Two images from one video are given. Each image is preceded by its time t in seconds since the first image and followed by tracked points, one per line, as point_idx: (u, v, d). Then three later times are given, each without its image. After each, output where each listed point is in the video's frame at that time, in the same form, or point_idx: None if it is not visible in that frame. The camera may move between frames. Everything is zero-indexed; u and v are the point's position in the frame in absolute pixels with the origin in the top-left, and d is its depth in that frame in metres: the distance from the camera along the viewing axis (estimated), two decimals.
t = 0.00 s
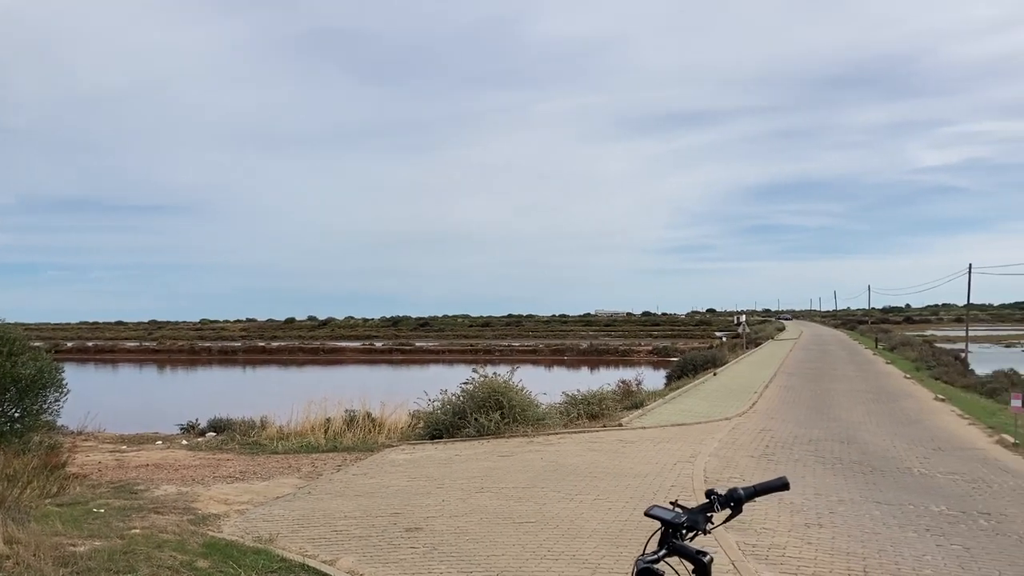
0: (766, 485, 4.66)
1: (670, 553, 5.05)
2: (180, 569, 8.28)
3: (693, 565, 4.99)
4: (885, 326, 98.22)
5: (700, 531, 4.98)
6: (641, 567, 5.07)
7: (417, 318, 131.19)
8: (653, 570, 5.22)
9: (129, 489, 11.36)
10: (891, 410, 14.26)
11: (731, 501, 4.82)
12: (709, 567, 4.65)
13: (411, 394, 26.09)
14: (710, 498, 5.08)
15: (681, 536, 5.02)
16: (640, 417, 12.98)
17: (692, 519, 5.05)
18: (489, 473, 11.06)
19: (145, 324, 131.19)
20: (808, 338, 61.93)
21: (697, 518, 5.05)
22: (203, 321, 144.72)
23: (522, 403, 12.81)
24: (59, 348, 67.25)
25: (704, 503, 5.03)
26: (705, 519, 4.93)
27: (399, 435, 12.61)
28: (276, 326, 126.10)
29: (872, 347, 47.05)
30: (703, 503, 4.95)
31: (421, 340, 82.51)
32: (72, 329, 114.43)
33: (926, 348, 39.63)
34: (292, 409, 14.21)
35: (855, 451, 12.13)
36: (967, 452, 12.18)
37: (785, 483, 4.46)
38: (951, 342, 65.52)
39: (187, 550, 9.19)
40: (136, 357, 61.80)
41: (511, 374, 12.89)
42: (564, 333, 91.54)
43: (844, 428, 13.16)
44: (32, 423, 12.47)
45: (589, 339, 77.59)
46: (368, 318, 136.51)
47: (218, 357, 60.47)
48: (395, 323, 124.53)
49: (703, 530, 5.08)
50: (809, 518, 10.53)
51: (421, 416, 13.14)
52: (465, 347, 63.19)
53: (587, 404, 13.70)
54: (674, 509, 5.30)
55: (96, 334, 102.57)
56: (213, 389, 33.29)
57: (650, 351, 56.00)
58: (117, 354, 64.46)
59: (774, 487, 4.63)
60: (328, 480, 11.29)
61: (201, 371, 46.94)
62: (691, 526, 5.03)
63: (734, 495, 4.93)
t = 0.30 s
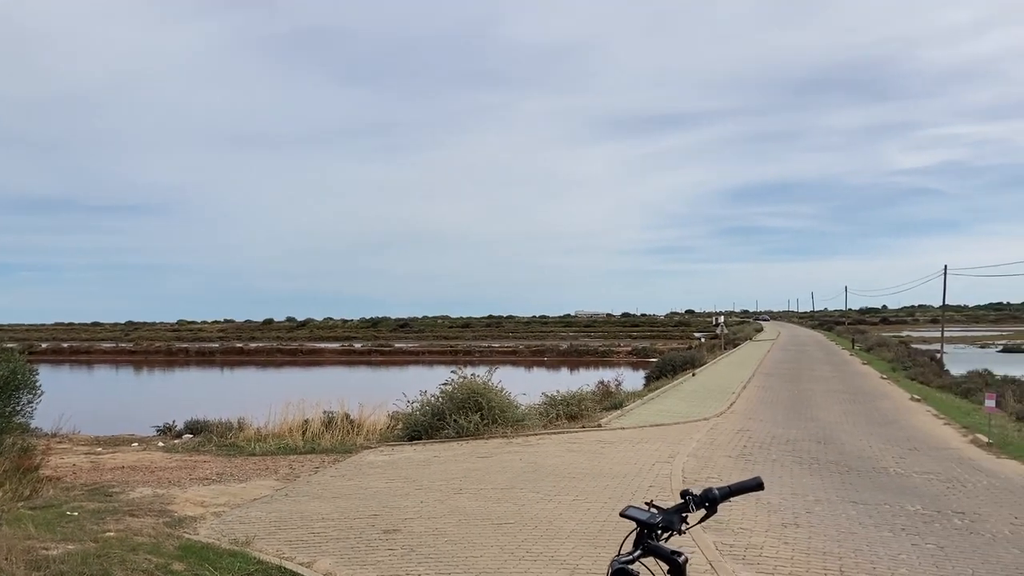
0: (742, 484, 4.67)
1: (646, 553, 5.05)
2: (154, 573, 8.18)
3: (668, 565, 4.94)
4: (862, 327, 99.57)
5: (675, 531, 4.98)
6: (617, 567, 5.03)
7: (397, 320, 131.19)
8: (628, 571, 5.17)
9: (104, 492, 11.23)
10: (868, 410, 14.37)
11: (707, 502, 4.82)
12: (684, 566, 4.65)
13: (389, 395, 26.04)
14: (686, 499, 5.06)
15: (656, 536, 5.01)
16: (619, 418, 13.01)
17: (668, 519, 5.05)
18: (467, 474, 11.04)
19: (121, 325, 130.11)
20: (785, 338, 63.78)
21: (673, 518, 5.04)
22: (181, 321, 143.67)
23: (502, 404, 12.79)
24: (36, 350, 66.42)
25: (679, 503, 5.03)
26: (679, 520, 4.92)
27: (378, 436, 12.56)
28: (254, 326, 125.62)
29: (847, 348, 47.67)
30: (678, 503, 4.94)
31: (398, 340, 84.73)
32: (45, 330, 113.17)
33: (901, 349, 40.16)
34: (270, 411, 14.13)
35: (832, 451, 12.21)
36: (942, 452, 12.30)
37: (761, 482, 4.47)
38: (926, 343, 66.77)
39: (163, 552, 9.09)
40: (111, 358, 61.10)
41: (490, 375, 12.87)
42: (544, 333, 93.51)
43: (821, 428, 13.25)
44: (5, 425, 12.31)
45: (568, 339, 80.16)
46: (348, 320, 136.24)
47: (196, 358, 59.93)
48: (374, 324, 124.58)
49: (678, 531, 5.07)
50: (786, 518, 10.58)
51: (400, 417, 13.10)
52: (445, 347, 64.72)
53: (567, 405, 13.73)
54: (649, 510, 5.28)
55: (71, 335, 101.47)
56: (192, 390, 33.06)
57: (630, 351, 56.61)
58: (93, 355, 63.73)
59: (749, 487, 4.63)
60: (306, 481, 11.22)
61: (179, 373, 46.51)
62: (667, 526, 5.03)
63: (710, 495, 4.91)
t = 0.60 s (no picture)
0: (719, 485, 4.77)
1: (624, 555, 5.01)
2: None
3: (646, 565, 4.92)
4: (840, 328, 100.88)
5: (655, 532, 5.00)
6: (596, 568, 5.02)
7: (377, 321, 131.11)
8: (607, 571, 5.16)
9: (80, 494, 11.12)
10: (846, 410, 14.50)
11: (685, 502, 4.89)
12: (662, 567, 4.65)
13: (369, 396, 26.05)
14: (665, 500, 5.11)
15: (635, 537, 5.02)
16: (599, 418, 13.03)
17: (647, 520, 5.07)
18: (447, 476, 11.02)
19: (98, 327, 128.97)
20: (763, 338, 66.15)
21: (652, 519, 5.06)
22: (160, 323, 142.55)
23: (482, 405, 12.78)
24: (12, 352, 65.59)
25: (658, 504, 5.06)
26: (659, 521, 4.96)
27: (357, 438, 12.52)
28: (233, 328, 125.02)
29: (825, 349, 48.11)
30: (657, 504, 4.97)
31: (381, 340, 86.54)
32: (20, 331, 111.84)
33: (878, 350, 40.62)
34: (249, 412, 14.05)
35: (810, 451, 12.29)
36: (919, 452, 12.41)
37: (740, 483, 4.53)
38: (902, 344, 67.88)
39: (139, 556, 9.02)
40: (88, 361, 60.32)
41: (470, 376, 12.85)
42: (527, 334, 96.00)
43: (799, 428, 13.35)
44: None
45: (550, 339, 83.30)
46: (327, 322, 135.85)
47: (174, 360, 59.41)
48: (354, 326, 124.38)
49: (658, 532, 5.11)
50: (764, 518, 10.63)
51: (380, 419, 13.06)
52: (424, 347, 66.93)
53: (547, 406, 13.74)
54: (626, 511, 5.27)
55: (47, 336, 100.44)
56: (172, 391, 32.80)
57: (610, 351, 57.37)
58: (69, 357, 62.95)
59: (727, 487, 4.71)
60: (285, 483, 11.17)
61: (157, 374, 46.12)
62: (645, 527, 5.04)
63: (689, 497, 5.00)
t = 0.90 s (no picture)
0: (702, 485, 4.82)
1: (605, 555, 5.05)
2: None
3: (627, 566, 4.94)
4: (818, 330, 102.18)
5: (635, 532, 5.02)
6: (577, 569, 5.04)
7: (359, 322, 130.76)
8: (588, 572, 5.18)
9: (57, 498, 11.00)
10: (827, 411, 14.60)
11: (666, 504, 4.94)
12: (644, 567, 4.69)
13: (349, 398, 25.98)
14: (646, 500, 5.15)
15: (616, 538, 5.05)
16: (581, 420, 13.05)
17: (628, 520, 5.10)
18: (429, 478, 10.97)
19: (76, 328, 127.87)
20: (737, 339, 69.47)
21: (633, 519, 5.09)
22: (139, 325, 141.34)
23: (464, 407, 12.75)
24: None
25: (640, 504, 5.07)
26: (639, 521, 4.99)
27: (338, 440, 12.46)
28: (213, 330, 124.24)
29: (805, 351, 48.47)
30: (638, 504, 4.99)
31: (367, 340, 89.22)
32: None
33: (857, 351, 41.02)
34: (229, 414, 13.97)
35: (791, 452, 12.34)
36: (898, 452, 12.51)
37: (722, 484, 4.66)
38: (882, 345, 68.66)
39: (117, 559, 8.93)
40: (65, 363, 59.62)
41: (453, 378, 12.83)
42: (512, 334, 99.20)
43: (780, 429, 13.42)
44: None
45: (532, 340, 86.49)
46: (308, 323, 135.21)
47: (153, 362, 58.93)
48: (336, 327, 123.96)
49: (638, 531, 5.12)
50: (745, 519, 10.67)
51: (361, 421, 13.01)
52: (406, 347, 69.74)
53: (529, 408, 13.75)
54: (608, 511, 5.30)
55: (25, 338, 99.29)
56: (153, 393, 32.55)
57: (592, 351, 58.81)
58: (47, 359, 62.20)
59: (707, 486, 4.78)
60: (265, 486, 11.09)
61: (136, 376, 45.76)
62: (627, 527, 5.07)
63: (669, 496, 5.00)
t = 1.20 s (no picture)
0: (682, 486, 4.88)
1: (587, 556, 5.06)
2: None
3: (609, 567, 4.92)
4: (798, 330, 103.08)
5: (617, 532, 5.06)
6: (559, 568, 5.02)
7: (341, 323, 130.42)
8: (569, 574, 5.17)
9: (35, 501, 10.90)
10: (807, 411, 14.70)
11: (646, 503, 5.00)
12: (626, 567, 4.70)
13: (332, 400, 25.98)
14: (628, 501, 5.20)
15: (599, 539, 5.08)
16: (564, 421, 13.06)
17: (610, 521, 5.14)
18: (410, 479, 10.94)
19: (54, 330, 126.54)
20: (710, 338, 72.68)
21: (615, 520, 5.14)
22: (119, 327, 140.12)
23: (446, 408, 12.74)
24: None
25: (621, 505, 5.12)
26: (621, 521, 5.05)
27: (320, 442, 12.41)
28: (195, 331, 123.43)
29: (787, 351, 48.76)
30: (620, 505, 5.05)
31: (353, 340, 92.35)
32: None
33: (837, 351, 41.43)
34: (210, 416, 13.88)
35: (772, 452, 12.40)
36: (877, 452, 12.60)
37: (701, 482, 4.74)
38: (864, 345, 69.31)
39: (96, 563, 8.86)
40: (44, 364, 59.07)
41: (435, 379, 12.81)
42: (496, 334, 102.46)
43: (760, 429, 13.50)
44: None
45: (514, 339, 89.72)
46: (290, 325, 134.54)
47: (133, 364, 58.50)
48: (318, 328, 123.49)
49: (620, 532, 5.16)
50: (726, 518, 10.72)
51: (343, 422, 12.97)
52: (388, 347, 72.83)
53: (512, 409, 13.76)
54: (589, 515, 5.32)
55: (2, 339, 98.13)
56: (134, 396, 32.29)
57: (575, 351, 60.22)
58: (26, 361, 61.50)
59: (688, 487, 4.83)
60: (246, 488, 11.03)
61: (115, 378, 45.39)
62: (609, 527, 5.11)
63: (650, 497, 5.08)
